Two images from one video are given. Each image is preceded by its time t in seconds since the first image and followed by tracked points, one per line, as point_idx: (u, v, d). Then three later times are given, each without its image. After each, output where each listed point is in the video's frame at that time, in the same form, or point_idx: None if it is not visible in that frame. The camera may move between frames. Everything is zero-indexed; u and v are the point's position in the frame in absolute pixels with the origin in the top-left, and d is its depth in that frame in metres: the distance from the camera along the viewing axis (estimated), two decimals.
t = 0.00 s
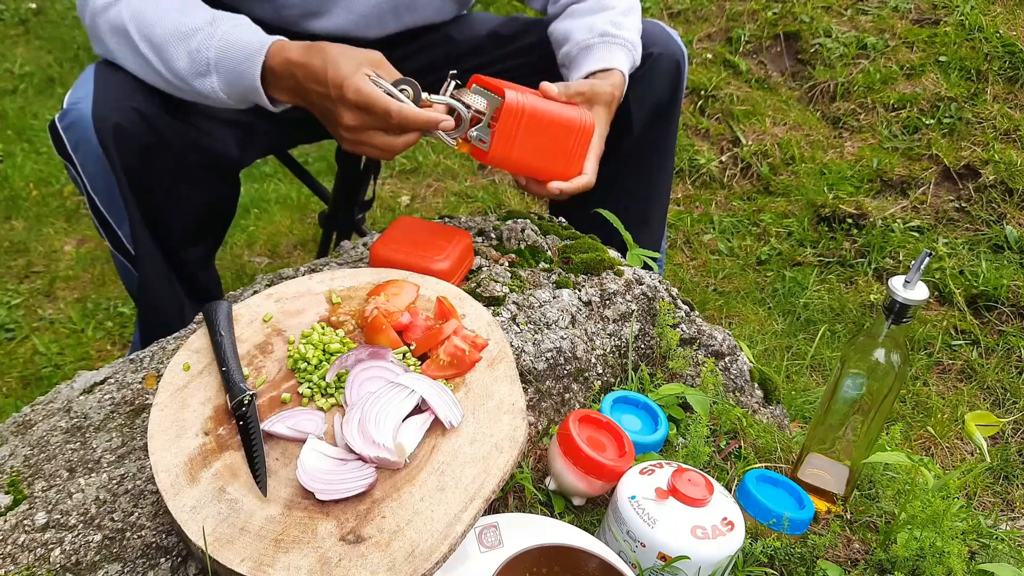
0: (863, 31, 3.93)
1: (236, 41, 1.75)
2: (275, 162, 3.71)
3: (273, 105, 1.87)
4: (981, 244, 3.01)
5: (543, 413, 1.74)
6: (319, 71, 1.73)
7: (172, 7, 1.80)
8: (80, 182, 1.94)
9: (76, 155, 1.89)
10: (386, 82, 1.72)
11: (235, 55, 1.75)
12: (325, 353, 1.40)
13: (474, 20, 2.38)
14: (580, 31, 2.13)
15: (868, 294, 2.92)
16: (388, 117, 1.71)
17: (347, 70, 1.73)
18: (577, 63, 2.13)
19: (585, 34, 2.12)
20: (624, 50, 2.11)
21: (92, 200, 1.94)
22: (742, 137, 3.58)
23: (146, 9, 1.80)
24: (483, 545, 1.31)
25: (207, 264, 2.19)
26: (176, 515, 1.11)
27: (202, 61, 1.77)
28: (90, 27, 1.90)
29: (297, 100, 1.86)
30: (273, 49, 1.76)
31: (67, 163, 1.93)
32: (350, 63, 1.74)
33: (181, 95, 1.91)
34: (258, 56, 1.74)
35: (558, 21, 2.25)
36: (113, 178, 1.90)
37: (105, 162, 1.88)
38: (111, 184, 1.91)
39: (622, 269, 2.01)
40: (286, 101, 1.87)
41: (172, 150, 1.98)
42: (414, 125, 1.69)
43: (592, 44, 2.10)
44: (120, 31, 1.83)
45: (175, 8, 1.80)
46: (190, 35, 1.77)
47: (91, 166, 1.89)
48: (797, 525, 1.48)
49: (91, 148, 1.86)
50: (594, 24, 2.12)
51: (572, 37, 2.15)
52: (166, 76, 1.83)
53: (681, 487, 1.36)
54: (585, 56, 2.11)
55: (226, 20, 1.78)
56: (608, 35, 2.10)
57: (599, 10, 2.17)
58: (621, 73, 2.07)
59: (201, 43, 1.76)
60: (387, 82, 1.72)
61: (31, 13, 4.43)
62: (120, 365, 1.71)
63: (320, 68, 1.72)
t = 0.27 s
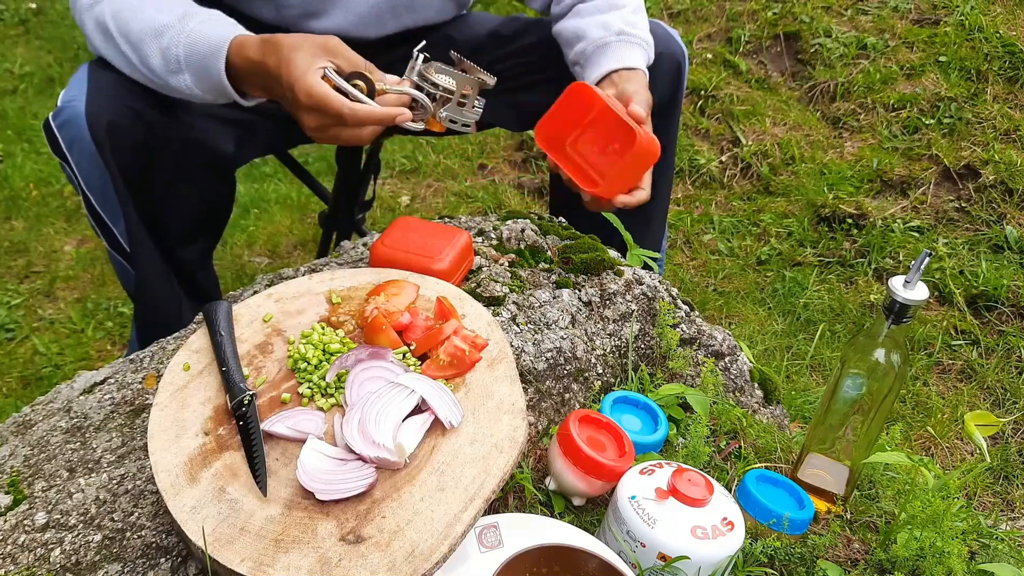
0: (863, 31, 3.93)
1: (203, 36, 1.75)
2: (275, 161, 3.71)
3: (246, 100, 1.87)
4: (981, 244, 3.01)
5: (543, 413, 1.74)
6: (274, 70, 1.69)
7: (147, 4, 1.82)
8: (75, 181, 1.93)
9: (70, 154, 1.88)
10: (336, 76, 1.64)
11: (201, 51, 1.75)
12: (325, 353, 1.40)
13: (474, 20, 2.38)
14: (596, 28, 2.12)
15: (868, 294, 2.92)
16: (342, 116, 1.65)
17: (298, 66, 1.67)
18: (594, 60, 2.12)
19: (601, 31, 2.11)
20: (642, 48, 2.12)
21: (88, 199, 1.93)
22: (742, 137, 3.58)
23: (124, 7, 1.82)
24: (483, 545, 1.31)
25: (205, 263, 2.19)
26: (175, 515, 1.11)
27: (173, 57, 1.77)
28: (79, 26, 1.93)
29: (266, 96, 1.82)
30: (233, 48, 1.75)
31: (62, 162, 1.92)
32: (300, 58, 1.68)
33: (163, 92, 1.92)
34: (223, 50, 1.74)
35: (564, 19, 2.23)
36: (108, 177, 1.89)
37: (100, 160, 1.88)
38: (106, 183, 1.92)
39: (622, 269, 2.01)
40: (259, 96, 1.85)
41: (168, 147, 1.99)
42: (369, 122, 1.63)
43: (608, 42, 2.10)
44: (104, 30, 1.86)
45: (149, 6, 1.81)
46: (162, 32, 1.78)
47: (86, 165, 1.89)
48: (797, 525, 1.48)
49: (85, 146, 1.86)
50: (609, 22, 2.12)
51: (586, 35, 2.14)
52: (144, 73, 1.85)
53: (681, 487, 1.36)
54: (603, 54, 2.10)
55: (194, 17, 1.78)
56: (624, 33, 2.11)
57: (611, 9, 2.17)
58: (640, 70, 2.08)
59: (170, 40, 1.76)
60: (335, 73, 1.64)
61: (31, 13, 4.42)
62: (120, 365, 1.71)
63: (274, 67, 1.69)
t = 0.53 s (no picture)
0: (863, 31, 3.93)
1: (191, 35, 1.75)
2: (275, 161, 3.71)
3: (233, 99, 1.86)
4: (981, 244, 3.01)
5: (543, 413, 1.74)
6: (258, 69, 1.69)
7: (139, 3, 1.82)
8: (70, 179, 1.91)
9: (64, 152, 1.85)
10: (318, 79, 1.64)
11: (189, 50, 1.75)
12: (325, 353, 1.40)
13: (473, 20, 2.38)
14: (590, 28, 2.13)
15: (868, 294, 2.92)
16: (324, 119, 1.65)
17: (281, 67, 1.67)
18: (587, 60, 2.12)
19: (594, 31, 2.12)
20: (634, 47, 2.12)
21: (83, 197, 1.91)
22: (742, 137, 3.58)
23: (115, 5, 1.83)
24: (483, 545, 1.31)
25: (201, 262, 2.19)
26: (175, 515, 1.11)
27: (161, 56, 1.77)
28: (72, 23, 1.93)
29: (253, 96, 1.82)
30: (219, 48, 1.75)
31: (56, 160, 1.90)
32: (284, 59, 1.67)
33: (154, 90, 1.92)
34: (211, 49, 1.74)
35: (560, 20, 2.24)
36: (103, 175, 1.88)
37: (95, 159, 1.86)
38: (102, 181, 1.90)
39: (622, 269, 2.01)
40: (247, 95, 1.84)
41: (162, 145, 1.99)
42: (352, 125, 1.64)
43: (601, 41, 2.10)
44: (94, 28, 1.87)
45: (141, 5, 1.82)
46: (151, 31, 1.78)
47: (80, 162, 1.86)
48: (797, 525, 1.48)
49: (79, 145, 1.84)
50: (602, 22, 2.13)
51: (580, 34, 2.14)
52: (134, 71, 1.85)
53: (681, 487, 1.36)
54: (596, 53, 2.10)
55: (184, 16, 1.78)
56: (617, 32, 2.11)
57: (605, 9, 2.18)
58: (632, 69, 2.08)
59: (159, 39, 1.76)
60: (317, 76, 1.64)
61: (31, 13, 4.42)
62: (120, 365, 1.71)
63: (258, 67, 1.69)
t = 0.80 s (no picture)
0: (863, 31, 3.93)
1: (188, 35, 1.75)
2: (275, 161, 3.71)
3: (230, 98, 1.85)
4: (981, 244, 3.01)
5: (543, 413, 1.74)
6: (253, 71, 1.70)
7: (138, 3, 1.82)
8: (70, 179, 1.92)
9: (64, 152, 1.86)
10: (312, 82, 1.63)
11: (186, 50, 1.75)
12: (326, 353, 1.40)
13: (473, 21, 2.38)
14: (587, 28, 2.13)
15: (868, 294, 2.92)
16: (317, 123, 1.64)
17: (275, 70, 1.67)
18: (585, 60, 2.12)
19: (592, 31, 2.11)
20: (632, 46, 2.11)
21: (82, 197, 1.92)
22: (742, 137, 3.58)
23: (115, 6, 1.83)
24: (483, 545, 1.32)
25: (201, 262, 2.19)
26: (175, 515, 1.11)
27: (159, 57, 1.77)
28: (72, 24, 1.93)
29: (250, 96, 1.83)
30: (214, 49, 1.74)
31: (56, 160, 1.91)
32: (277, 61, 1.67)
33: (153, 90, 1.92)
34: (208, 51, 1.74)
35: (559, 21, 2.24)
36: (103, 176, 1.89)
37: (94, 159, 1.86)
38: (101, 182, 1.91)
39: (622, 269, 2.01)
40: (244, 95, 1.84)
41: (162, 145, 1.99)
42: (345, 129, 1.63)
43: (599, 41, 2.09)
44: (93, 28, 1.87)
45: (139, 5, 1.82)
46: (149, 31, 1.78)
47: (80, 162, 1.87)
48: (797, 524, 1.48)
49: (79, 145, 1.85)
50: (600, 22, 2.12)
51: (578, 35, 2.14)
52: (132, 71, 1.85)
53: (681, 487, 1.36)
54: (593, 53, 2.10)
55: (182, 16, 1.78)
56: (615, 31, 2.10)
57: (603, 9, 2.18)
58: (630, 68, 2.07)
59: (157, 40, 1.76)
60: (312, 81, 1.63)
61: (31, 13, 4.42)
62: (120, 364, 1.71)
63: (252, 69, 1.69)
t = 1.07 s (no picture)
0: (863, 31, 3.93)
1: (192, 38, 1.75)
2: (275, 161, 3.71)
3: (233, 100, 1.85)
4: (981, 244, 3.01)
5: (543, 413, 1.74)
6: (258, 75, 1.69)
7: (140, 5, 1.82)
8: (70, 179, 1.92)
9: (64, 152, 1.86)
10: (317, 87, 1.62)
11: (190, 53, 1.75)
12: (325, 353, 1.40)
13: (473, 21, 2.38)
14: (585, 30, 2.13)
15: (868, 294, 2.92)
16: (323, 128, 1.64)
17: (281, 74, 1.66)
18: (583, 63, 2.13)
19: (589, 34, 2.12)
20: (629, 48, 2.12)
21: (82, 197, 1.92)
22: (742, 137, 3.58)
23: (117, 7, 1.83)
24: (483, 545, 1.32)
25: (201, 261, 2.19)
26: (175, 515, 1.11)
27: (162, 58, 1.77)
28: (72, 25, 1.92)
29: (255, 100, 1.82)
30: (219, 52, 1.75)
31: (56, 160, 1.91)
32: (282, 65, 1.67)
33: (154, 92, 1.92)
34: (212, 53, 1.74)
35: (558, 23, 2.24)
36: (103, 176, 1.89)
37: (95, 159, 1.86)
38: (101, 182, 1.91)
39: (622, 269, 2.01)
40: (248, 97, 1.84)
41: (162, 146, 1.99)
42: (351, 134, 1.63)
43: (597, 43, 2.10)
44: (95, 28, 1.86)
45: (142, 6, 1.82)
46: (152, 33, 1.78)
47: (80, 163, 1.87)
48: (797, 524, 1.48)
49: (80, 145, 1.85)
50: (597, 24, 2.13)
51: (576, 38, 2.15)
52: (133, 71, 1.85)
53: (681, 487, 1.36)
54: (591, 56, 2.11)
55: (186, 19, 1.78)
56: (613, 33, 2.11)
57: (601, 10, 2.18)
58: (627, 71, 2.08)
59: (160, 41, 1.77)
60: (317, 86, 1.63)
61: (31, 13, 4.42)
62: (120, 364, 1.71)
63: (257, 73, 1.69)
